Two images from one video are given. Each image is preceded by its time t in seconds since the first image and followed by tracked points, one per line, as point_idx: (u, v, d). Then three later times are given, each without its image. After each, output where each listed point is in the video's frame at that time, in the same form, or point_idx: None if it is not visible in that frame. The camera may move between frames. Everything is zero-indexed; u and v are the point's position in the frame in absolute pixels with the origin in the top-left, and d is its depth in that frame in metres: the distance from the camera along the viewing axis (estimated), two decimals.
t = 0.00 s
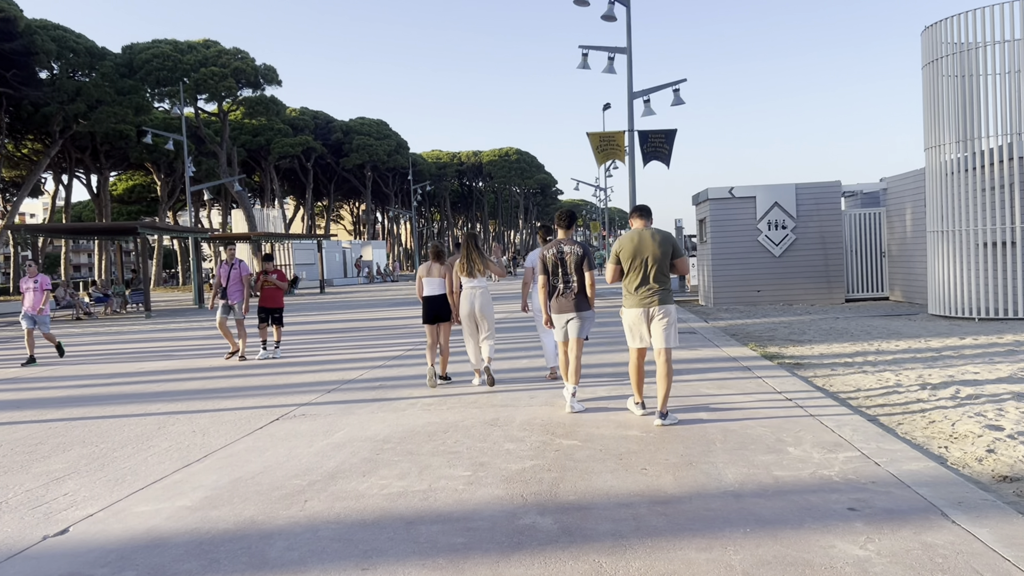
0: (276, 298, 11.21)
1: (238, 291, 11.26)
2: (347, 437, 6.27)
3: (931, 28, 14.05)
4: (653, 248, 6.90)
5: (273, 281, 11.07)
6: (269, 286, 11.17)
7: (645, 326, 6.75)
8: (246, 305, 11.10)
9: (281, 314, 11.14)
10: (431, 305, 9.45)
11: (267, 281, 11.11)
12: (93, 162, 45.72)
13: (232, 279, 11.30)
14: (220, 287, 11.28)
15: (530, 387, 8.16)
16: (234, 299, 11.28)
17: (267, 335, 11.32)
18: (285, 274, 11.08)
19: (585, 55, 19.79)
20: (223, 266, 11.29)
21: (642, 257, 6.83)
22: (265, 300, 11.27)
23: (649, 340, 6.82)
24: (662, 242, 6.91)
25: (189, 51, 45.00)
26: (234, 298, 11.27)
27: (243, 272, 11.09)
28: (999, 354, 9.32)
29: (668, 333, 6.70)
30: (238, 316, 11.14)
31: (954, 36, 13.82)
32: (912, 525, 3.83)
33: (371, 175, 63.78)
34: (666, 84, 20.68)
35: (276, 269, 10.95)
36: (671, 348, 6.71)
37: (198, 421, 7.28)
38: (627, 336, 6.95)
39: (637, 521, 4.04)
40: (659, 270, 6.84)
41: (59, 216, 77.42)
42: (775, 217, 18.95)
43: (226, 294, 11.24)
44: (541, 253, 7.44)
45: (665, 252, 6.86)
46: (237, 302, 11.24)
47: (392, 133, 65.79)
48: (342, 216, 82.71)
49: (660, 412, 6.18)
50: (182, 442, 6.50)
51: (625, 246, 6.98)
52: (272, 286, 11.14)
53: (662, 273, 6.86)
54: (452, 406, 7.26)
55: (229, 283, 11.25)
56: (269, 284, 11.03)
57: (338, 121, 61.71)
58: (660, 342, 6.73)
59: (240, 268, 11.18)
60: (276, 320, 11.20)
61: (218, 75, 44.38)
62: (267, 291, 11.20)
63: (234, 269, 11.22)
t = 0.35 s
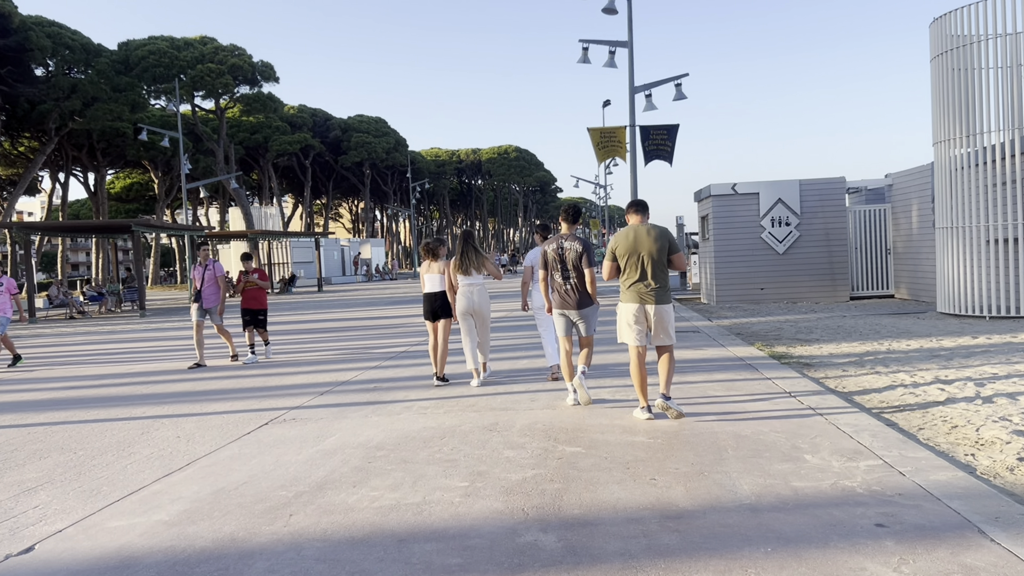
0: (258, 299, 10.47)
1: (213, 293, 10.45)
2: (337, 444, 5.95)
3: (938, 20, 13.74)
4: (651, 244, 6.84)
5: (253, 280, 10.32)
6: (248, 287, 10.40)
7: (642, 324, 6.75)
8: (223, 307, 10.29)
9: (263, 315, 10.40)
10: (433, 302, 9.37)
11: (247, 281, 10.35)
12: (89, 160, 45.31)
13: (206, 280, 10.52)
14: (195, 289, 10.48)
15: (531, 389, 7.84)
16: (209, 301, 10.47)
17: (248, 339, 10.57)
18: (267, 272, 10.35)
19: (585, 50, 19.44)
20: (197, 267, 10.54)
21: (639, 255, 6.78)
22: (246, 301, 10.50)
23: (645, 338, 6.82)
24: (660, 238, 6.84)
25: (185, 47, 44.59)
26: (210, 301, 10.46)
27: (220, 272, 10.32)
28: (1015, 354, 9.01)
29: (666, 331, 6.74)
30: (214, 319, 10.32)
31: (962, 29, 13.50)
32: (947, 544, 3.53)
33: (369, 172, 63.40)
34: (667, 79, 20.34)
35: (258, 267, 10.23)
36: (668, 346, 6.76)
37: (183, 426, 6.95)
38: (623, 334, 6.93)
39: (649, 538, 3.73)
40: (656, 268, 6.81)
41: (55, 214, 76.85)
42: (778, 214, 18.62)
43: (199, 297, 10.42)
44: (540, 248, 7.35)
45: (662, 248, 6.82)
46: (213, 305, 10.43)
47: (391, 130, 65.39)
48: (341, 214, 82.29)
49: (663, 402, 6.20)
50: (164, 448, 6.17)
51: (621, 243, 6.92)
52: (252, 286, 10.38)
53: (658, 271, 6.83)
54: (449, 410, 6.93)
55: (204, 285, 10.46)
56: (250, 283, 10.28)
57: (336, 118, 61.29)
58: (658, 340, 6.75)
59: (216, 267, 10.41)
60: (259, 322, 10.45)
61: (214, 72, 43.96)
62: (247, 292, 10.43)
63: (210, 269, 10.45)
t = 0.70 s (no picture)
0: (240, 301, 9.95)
1: (188, 293, 9.82)
2: (328, 453, 5.66)
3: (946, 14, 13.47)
4: (653, 244, 6.63)
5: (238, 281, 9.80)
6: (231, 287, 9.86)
7: (645, 324, 6.51)
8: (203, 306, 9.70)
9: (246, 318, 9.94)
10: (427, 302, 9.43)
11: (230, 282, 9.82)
12: (85, 159, 44.96)
13: (180, 280, 9.88)
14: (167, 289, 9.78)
15: (531, 393, 7.56)
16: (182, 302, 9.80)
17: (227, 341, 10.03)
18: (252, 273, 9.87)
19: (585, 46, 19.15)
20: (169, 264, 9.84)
21: (643, 253, 6.56)
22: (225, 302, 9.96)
23: (649, 338, 6.58)
24: (662, 239, 6.64)
25: (181, 45, 44.31)
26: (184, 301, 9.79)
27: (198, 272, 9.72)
28: None
29: (668, 331, 6.54)
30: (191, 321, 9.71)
31: (970, 23, 13.23)
32: (981, 568, 3.25)
33: (367, 171, 63.10)
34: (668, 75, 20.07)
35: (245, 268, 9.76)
36: (668, 346, 6.56)
37: (167, 433, 6.66)
38: (624, 334, 6.64)
39: (657, 561, 3.44)
40: (658, 266, 6.60)
41: (52, 214, 76.42)
42: (781, 212, 18.34)
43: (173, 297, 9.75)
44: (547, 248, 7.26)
45: (664, 247, 6.63)
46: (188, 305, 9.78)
47: (389, 129, 65.11)
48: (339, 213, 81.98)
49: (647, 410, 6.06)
50: (145, 457, 5.88)
51: (623, 241, 6.69)
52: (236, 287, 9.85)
53: (661, 270, 6.61)
54: (444, 417, 6.65)
55: (178, 284, 9.81)
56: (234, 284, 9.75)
57: (334, 116, 60.98)
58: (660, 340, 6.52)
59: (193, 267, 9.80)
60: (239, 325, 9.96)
61: (210, 69, 43.64)
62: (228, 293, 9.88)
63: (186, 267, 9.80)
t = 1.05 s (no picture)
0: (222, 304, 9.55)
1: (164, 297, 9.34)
2: (315, 466, 5.34)
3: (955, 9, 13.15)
4: (664, 245, 6.44)
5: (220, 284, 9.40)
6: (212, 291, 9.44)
7: (652, 328, 6.38)
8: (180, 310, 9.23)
9: (228, 322, 9.57)
10: (424, 302, 9.21)
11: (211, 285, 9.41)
12: (83, 159, 44.61)
13: (155, 283, 9.36)
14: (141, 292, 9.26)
15: (530, 400, 7.25)
16: (158, 306, 9.32)
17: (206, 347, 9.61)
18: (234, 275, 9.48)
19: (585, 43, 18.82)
20: (142, 267, 9.31)
21: (653, 255, 6.39)
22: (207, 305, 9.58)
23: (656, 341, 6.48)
24: (674, 240, 6.46)
25: (179, 44, 43.99)
26: (159, 306, 9.30)
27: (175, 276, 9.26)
28: None
29: (677, 335, 6.39)
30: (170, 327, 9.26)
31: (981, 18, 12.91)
32: None
33: (367, 171, 62.76)
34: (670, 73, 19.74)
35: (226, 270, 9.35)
36: (677, 351, 6.41)
37: (147, 444, 6.33)
38: (631, 336, 6.53)
39: None
40: (667, 268, 6.43)
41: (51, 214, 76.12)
42: (785, 212, 18.04)
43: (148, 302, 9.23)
44: (558, 247, 7.78)
45: (674, 248, 6.44)
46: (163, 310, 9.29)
47: (388, 129, 64.78)
48: (338, 213, 81.61)
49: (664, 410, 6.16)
50: (121, 470, 5.56)
51: (634, 241, 6.48)
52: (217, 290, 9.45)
53: (670, 272, 6.46)
54: (439, 426, 6.34)
55: (153, 287, 9.31)
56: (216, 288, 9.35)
57: (333, 116, 60.62)
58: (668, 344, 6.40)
59: (169, 270, 9.32)
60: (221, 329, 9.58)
61: (208, 69, 43.33)
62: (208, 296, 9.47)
63: (161, 270, 9.31)
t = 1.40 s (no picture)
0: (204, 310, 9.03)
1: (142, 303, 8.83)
2: (308, 478, 5.06)
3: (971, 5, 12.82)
4: (675, 246, 6.20)
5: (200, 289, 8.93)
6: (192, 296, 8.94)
7: (659, 329, 6.13)
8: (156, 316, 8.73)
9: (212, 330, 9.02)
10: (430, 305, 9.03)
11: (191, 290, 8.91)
12: (87, 160, 44.47)
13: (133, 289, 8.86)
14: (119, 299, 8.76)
15: (535, 407, 6.96)
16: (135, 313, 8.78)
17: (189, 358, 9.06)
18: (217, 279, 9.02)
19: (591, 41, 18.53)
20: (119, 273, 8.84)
21: (659, 253, 6.16)
22: (188, 312, 8.97)
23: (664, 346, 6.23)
24: (685, 240, 6.22)
25: (182, 44, 43.77)
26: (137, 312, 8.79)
27: (153, 280, 8.77)
28: None
29: (685, 337, 6.08)
30: (148, 334, 8.72)
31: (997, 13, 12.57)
32: None
33: (371, 172, 62.53)
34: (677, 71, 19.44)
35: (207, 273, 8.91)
36: (686, 354, 6.08)
37: (135, 453, 6.06)
38: (640, 337, 6.29)
39: None
40: (677, 268, 6.17)
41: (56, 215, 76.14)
42: (794, 212, 17.73)
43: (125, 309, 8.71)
44: (568, 249, 7.69)
45: (683, 247, 6.17)
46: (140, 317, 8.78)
47: (392, 129, 64.55)
48: (343, 214, 81.43)
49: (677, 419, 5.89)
50: (104, 482, 5.29)
51: (644, 241, 6.25)
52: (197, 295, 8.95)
53: (680, 271, 6.19)
54: (439, 435, 6.05)
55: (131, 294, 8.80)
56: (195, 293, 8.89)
57: (337, 117, 60.38)
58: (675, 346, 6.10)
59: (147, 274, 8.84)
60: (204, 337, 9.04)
61: (212, 68, 43.15)
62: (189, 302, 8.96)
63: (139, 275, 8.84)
